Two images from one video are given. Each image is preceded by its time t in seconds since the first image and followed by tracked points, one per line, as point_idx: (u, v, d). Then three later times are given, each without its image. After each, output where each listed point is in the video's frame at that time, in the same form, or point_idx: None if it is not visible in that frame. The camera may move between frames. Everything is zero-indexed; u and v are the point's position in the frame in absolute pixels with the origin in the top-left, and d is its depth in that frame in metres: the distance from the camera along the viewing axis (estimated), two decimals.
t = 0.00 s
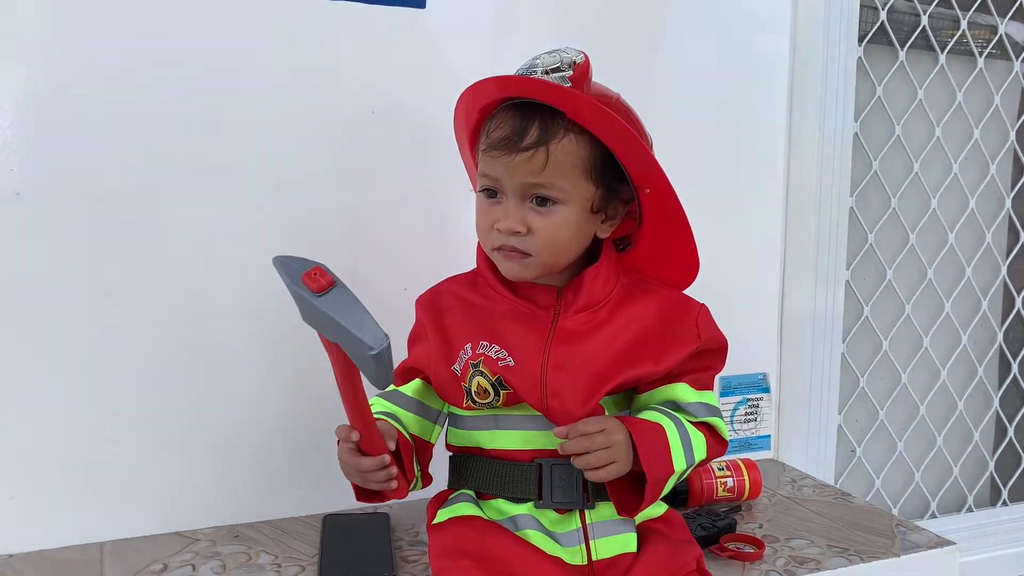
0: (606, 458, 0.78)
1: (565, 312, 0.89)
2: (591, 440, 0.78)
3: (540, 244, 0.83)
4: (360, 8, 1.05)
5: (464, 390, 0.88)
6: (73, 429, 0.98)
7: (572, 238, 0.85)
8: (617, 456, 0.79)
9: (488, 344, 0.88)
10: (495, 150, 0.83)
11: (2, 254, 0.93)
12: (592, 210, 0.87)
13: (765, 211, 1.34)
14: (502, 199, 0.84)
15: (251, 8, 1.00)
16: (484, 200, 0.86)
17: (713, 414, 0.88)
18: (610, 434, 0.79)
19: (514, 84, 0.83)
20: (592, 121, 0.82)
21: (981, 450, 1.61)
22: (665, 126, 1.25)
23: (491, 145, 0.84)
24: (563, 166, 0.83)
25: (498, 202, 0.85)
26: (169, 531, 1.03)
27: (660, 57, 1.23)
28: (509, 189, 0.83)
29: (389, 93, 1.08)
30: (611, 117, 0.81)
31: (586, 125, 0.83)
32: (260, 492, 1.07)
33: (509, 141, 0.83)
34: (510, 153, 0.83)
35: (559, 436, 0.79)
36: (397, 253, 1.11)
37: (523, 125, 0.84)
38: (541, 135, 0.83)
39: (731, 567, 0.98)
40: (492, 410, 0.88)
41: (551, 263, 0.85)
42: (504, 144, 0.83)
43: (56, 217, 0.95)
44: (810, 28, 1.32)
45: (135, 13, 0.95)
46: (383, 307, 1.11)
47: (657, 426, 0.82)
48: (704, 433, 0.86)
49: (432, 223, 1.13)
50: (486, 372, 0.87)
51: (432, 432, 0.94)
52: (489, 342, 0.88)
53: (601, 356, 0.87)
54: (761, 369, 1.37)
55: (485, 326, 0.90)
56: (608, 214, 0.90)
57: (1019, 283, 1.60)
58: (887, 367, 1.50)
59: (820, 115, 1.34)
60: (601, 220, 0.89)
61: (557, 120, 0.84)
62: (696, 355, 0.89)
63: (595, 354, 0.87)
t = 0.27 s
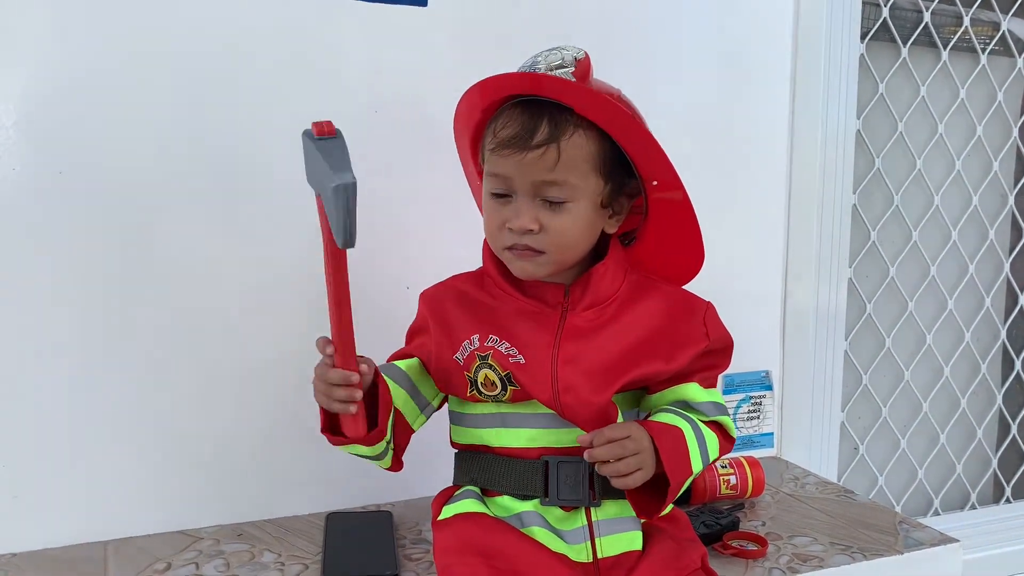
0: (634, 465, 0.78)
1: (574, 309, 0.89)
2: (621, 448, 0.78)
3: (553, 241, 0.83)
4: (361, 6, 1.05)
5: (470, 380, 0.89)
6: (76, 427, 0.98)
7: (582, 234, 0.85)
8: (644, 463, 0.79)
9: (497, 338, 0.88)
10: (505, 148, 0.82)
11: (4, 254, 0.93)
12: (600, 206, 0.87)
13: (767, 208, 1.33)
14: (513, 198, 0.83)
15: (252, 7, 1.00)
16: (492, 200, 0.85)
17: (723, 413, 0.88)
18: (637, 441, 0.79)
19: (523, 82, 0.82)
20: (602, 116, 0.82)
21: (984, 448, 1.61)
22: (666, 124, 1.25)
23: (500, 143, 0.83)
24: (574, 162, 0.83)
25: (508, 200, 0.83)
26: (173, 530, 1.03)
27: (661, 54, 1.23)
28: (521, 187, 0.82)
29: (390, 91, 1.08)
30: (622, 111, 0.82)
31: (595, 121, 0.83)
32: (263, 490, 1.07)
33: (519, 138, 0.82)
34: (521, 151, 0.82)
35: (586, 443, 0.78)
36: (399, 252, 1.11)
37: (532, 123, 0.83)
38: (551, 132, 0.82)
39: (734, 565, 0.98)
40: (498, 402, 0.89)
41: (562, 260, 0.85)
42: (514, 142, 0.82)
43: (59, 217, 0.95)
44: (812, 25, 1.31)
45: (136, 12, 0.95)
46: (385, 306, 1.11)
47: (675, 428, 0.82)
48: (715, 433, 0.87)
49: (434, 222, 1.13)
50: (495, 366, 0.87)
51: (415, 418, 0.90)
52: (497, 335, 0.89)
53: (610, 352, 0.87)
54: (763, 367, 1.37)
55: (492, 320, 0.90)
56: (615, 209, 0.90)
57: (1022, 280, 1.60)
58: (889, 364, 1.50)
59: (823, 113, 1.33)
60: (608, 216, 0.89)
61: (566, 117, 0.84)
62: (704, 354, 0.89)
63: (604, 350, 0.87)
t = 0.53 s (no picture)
0: (670, 471, 0.80)
1: (574, 309, 0.89)
2: (657, 454, 0.80)
3: (572, 237, 0.83)
4: (360, 9, 1.05)
5: (473, 388, 0.89)
6: (77, 429, 0.98)
7: (598, 229, 0.85)
8: (678, 468, 0.81)
9: (500, 344, 0.88)
10: (517, 148, 0.82)
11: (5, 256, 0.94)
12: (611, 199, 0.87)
13: (767, 210, 1.34)
14: (529, 198, 0.83)
15: (252, 10, 1.00)
16: (506, 201, 0.85)
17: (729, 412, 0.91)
18: (671, 447, 0.81)
19: (529, 81, 0.83)
20: (608, 107, 0.83)
21: (984, 449, 1.61)
22: (666, 126, 1.25)
23: (511, 144, 0.83)
24: (586, 158, 0.83)
25: (524, 201, 0.84)
26: (173, 532, 1.04)
27: (661, 56, 1.23)
28: (537, 186, 0.83)
29: (390, 93, 1.08)
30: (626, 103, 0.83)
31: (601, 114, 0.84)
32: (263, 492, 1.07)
33: (530, 139, 0.82)
34: (534, 150, 0.82)
35: (624, 450, 0.79)
36: (399, 254, 1.11)
37: (541, 121, 0.83)
38: (562, 128, 0.83)
39: (734, 567, 0.98)
40: (499, 409, 0.89)
41: (581, 256, 0.86)
42: (525, 142, 0.82)
43: (59, 219, 0.95)
44: (811, 27, 1.32)
45: (135, 15, 0.96)
46: (385, 308, 1.11)
47: (696, 429, 0.84)
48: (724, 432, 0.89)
49: (434, 223, 1.13)
50: (498, 373, 0.87)
51: (423, 431, 0.95)
52: (500, 341, 0.88)
53: (612, 354, 0.87)
54: (763, 368, 1.37)
55: (495, 325, 0.90)
56: (620, 202, 0.91)
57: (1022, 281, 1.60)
58: (889, 365, 1.50)
59: (822, 115, 1.34)
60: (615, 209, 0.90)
61: (573, 112, 0.84)
62: (705, 354, 0.89)
63: (606, 353, 0.86)
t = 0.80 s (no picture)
0: (638, 457, 0.79)
1: (569, 305, 0.90)
2: (627, 439, 0.78)
3: (578, 236, 0.84)
4: (361, 15, 1.06)
5: (465, 373, 0.89)
6: (77, 433, 0.98)
7: (600, 227, 0.86)
8: (647, 457, 0.79)
9: (495, 332, 0.89)
10: (519, 152, 0.83)
11: (7, 261, 0.94)
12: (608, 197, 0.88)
13: (765, 214, 1.34)
14: (533, 200, 0.83)
15: (253, 16, 1.01)
16: (509, 207, 0.84)
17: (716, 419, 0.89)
18: (641, 435, 0.79)
19: (522, 86, 0.84)
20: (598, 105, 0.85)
21: (982, 452, 1.61)
22: (664, 130, 1.25)
23: (511, 148, 0.83)
24: (585, 157, 0.84)
25: (527, 204, 0.83)
26: (172, 535, 1.04)
27: (660, 61, 1.24)
28: (540, 188, 0.83)
29: (388, 97, 1.09)
30: (615, 99, 0.86)
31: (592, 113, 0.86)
32: (262, 495, 1.08)
33: (530, 142, 0.83)
34: (535, 152, 0.82)
35: (593, 434, 0.77)
36: (398, 257, 1.12)
37: (539, 125, 0.84)
38: (560, 129, 0.83)
39: (731, 570, 0.98)
40: (491, 397, 0.89)
41: (586, 255, 0.86)
42: (525, 146, 0.83)
43: (58, 223, 0.96)
44: (809, 31, 1.32)
45: (137, 20, 0.96)
46: (384, 311, 1.12)
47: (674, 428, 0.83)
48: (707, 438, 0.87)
49: (432, 226, 1.13)
50: (491, 359, 0.88)
51: (397, 412, 0.93)
52: (495, 329, 0.89)
53: (604, 347, 0.87)
54: (761, 371, 1.37)
55: (490, 314, 0.91)
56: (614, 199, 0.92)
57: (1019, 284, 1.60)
58: (887, 368, 1.50)
59: (820, 119, 1.34)
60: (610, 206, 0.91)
61: (567, 113, 0.85)
62: (698, 354, 0.90)
63: (598, 346, 0.87)
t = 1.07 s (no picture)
0: (676, 476, 0.82)
1: (579, 314, 0.90)
2: (666, 459, 0.81)
3: (587, 255, 0.84)
4: (361, 19, 1.06)
5: (477, 390, 0.88)
6: (76, 436, 0.98)
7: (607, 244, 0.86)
8: (683, 475, 0.83)
9: (506, 347, 0.89)
10: (529, 175, 0.81)
11: (6, 264, 0.94)
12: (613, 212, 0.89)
13: (764, 218, 1.34)
14: (543, 221, 0.82)
15: (253, 20, 1.01)
16: (518, 228, 0.83)
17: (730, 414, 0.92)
18: (679, 453, 0.82)
19: (532, 106, 0.82)
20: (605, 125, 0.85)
21: (981, 455, 1.61)
22: (663, 134, 1.25)
23: (521, 170, 0.82)
24: (594, 177, 0.84)
25: (537, 225, 0.83)
26: (171, 538, 1.04)
27: (658, 64, 1.24)
28: (551, 209, 0.82)
29: (387, 101, 1.09)
30: (621, 116, 0.85)
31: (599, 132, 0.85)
32: (261, 499, 1.08)
33: (541, 164, 0.81)
34: (547, 175, 0.81)
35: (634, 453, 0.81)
36: (398, 261, 1.12)
37: (548, 146, 0.83)
38: (570, 151, 0.82)
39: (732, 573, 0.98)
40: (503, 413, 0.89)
41: (592, 271, 0.86)
42: (536, 169, 0.81)
43: (57, 226, 0.96)
44: (807, 35, 1.32)
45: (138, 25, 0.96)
46: (385, 314, 1.12)
47: (701, 436, 0.85)
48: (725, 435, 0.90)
49: (432, 230, 1.13)
50: (504, 375, 0.87)
51: (416, 441, 0.95)
52: (506, 344, 0.89)
53: (618, 355, 0.88)
54: (761, 375, 1.37)
55: (500, 328, 0.90)
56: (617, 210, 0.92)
57: (1018, 288, 1.60)
58: (886, 372, 1.51)
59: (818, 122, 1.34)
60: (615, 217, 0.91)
61: (575, 132, 0.84)
62: (709, 354, 0.90)
63: (611, 355, 0.87)
